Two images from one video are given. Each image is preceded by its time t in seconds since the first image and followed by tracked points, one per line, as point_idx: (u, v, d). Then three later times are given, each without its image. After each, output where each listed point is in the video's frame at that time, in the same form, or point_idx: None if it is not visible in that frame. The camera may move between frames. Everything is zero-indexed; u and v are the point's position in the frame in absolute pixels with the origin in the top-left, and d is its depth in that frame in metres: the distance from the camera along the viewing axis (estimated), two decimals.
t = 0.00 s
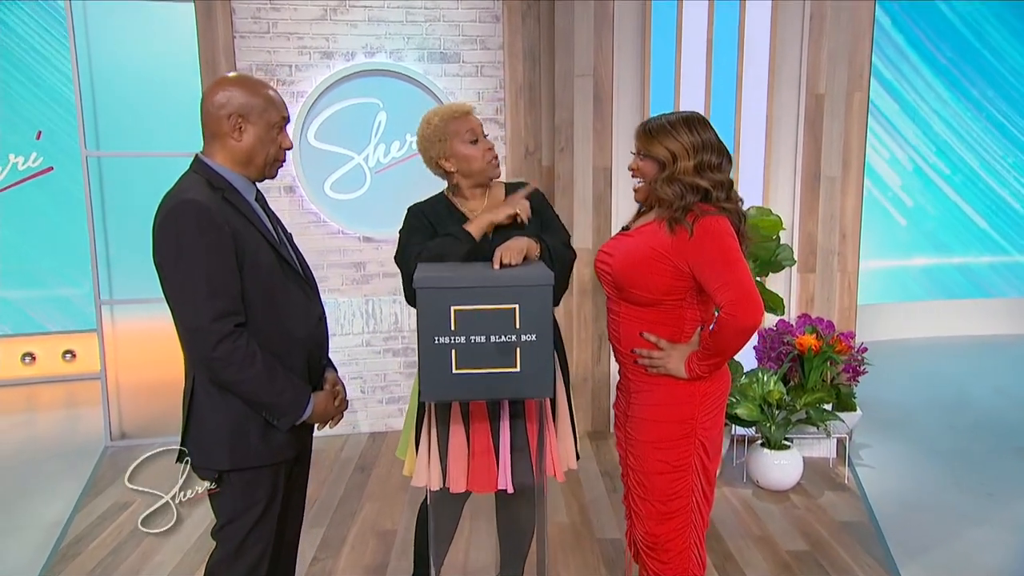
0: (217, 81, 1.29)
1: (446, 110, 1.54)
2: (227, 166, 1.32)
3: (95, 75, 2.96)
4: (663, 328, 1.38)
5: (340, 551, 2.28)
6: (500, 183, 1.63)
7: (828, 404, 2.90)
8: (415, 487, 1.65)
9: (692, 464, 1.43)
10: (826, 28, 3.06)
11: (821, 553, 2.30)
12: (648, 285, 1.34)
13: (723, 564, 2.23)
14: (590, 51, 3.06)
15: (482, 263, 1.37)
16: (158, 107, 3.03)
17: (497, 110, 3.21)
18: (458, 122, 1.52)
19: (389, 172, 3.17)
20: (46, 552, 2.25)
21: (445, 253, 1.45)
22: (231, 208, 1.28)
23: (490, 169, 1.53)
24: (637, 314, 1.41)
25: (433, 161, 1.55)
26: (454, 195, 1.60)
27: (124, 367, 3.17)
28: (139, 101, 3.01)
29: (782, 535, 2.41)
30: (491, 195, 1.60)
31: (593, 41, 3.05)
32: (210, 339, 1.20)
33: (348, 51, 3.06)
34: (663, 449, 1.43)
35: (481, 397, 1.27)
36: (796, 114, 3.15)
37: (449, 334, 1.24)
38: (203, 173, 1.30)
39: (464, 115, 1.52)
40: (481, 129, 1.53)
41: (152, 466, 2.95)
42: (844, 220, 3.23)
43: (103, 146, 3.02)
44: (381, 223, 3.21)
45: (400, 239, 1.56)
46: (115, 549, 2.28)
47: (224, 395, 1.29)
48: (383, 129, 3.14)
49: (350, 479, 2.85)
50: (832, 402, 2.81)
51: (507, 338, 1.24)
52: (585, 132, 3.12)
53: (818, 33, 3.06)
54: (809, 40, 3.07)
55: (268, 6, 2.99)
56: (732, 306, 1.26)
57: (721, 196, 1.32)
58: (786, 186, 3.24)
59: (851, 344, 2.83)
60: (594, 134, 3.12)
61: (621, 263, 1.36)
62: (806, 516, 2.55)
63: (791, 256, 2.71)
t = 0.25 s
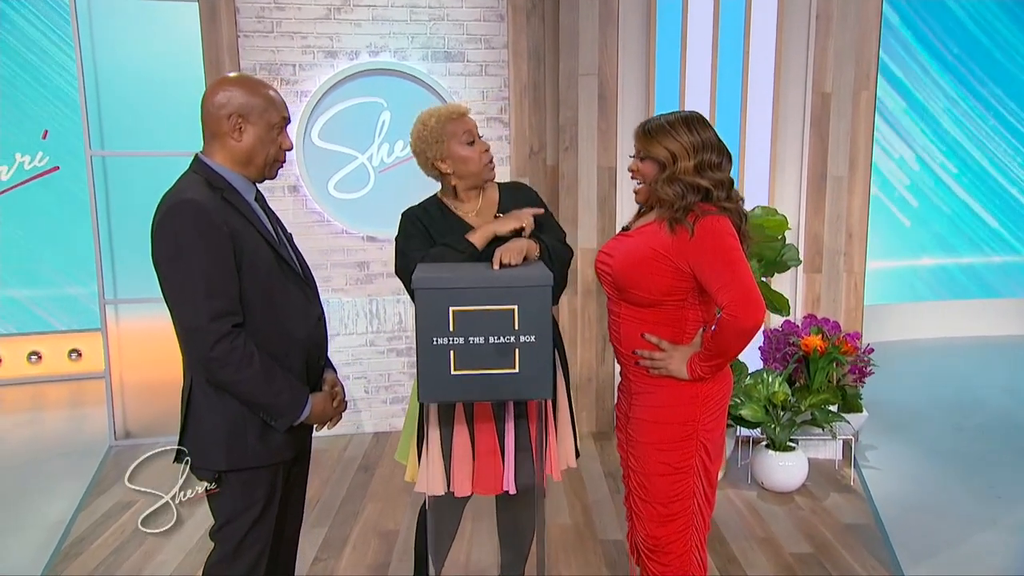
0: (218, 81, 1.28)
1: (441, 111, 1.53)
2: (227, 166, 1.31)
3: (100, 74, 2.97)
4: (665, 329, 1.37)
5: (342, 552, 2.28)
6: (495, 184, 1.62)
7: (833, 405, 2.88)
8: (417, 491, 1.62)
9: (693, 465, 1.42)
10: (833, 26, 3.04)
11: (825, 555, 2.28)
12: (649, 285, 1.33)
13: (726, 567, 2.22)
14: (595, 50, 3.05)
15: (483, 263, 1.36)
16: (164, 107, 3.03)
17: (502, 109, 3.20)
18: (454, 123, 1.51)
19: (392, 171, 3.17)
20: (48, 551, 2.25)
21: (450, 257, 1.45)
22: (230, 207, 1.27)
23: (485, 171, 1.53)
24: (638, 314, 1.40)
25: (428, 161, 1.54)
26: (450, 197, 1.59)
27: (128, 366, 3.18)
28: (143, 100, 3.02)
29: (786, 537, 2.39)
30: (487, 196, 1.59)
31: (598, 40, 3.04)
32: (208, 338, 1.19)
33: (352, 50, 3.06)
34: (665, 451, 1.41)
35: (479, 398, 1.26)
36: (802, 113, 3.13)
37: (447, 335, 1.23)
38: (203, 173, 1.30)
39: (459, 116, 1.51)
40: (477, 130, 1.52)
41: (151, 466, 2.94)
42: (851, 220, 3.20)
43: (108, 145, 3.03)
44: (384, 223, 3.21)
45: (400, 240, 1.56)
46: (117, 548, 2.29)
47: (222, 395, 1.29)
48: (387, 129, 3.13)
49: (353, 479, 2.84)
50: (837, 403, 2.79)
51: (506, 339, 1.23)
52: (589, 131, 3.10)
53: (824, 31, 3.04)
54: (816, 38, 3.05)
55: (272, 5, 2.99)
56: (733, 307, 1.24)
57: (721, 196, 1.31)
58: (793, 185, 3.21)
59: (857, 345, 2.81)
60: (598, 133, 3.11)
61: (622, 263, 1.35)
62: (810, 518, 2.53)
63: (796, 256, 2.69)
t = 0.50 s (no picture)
0: (218, 82, 1.28)
1: (443, 110, 1.52)
2: (227, 167, 1.31)
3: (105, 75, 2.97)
4: (666, 331, 1.36)
5: (344, 553, 2.27)
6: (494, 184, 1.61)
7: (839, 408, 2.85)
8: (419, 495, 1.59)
9: (695, 468, 1.41)
10: (840, 25, 3.01)
11: (830, 559, 2.26)
12: (650, 287, 1.32)
13: (730, 570, 2.20)
14: (600, 50, 3.03)
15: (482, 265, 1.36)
16: (169, 107, 3.04)
17: (506, 109, 3.19)
18: (455, 123, 1.50)
19: (396, 172, 3.16)
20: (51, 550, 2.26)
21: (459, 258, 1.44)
22: (228, 208, 1.27)
23: (484, 172, 1.52)
24: (639, 316, 1.38)
25: (427, 160, 1.53)
26: (448, 197, 1.58)
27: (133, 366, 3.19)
28: (147, 100, 3.02)
29: (790, 541, 2.37)
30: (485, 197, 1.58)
31: (603, 40, 3.03)
32: (206, 339, 1.19)
33: (356, 50, 3.06)
34: (667, 453, 1.40)
35: (478, 400, 1.25)
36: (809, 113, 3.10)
37: (446, 337, 1.22)
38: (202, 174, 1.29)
39: (461, 116, 1.50)
40: (478, 131, 1.51)
41: (151, 466, 2.95)
42: (858, 221, 3.17)
43: (113, 146, 3.04)
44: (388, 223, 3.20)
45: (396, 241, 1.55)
46: (120, 548, 2.29)
47: (220, 396, 1.28)
48: (391, 129, 3.12)
49: (356, 480, 2.84)
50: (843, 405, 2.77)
51: (504, 341, 1.22)
52: (594, 131, 3.09)
53: (832, 30, 3.01)
54: (822, 37, 3.02)
55: (277, 5, 2.99)
56: (736, 308, 1.23)
57: (722, 196, 1.30)
58: (799, 186, 3.19)
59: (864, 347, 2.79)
60: (603, 133, 3.09)
61: (623, 264, 1.33)
62: (815, 521, 2.51)
63: (802, 257, 2.66)
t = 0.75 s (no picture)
0: (218, 83, 1.28)
1: (445, 111, 1.51)
2: (226, 168, 1.31)
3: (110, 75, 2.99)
4: (667, 333, 1.35)
5: (346, 554, 2.27)
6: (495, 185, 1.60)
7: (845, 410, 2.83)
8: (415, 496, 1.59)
9: (697, 471, 1.40)
10: (847, 24, 2.99)
11: (834, 562, 2.24)
12: (651, 290, 1.31)
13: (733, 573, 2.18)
14: (604, 49, 3.02)
15: (481, 266, 1.35)
16: (174, 108, 3.04)
17: (511, 109, 3.18)
18: (456, 124, 1.49)
19: (400, 172, 3.16)
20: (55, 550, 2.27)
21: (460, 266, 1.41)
22: (228, 209, 1.27)
23: (483, 175, 1.51)
24: (640, 318, 1.37)
25: (427, 161, 1.52)
26: (447, 198, 1.57)
27: (138, 366, 3.20)
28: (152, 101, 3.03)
29: (795, 544, 2.35)
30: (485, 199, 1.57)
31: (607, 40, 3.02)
32: (204, 341, 1.19)
33: (360, 51, 3.06)
34: (668, 456, 1.39)
35: (477, 402, 1.24)
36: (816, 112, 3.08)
37: (444, 338, 1.22)
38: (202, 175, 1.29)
39: (462, 118, 1.49)
40: (479, 133, 1.50)
41: (151, 467, 2.96)
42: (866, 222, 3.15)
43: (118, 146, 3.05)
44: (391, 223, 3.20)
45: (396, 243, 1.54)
46: (123, 548, 2.29)
47: (219, 397, 1.28)
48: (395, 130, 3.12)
49: (360, 480, 2.84)
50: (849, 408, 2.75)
51: (503, 342, 1.22)
52: (598, 131, 3.08)
53: (838, 29, 2.99)
54: (829, 36, 3.00)
55: (281, 6, 2.99)
56: (737, 310, 1.22)
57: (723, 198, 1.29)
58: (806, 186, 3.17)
59: (870, 349, 2.77)
60: (608, 133, 3.08)
61: (624, 267, 1.32)
62: (820, 524, 2.49)
63: (808, 258, 2.63)
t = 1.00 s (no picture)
0: (217, 82, 1.28)
1: (446, 111, 1.51)
2: (225, 167, 1.31)
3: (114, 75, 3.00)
4: (668, 333, 1.34)
5: (346, 555, 2.27)
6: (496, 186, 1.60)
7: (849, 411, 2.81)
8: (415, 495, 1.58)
9: (697, 472, 1.39)
10: (852, 23, 2.97)
11: (836, 564, 2.23)
12: (652, 290, 1.30)
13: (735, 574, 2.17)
14: (608, 48, 3.01)
15: (481, 266, 1.35)
16: (177, 107, 3.05)
17: (514, 108, 3.18)
18: (457, 124, 1.49)
19: (403, 171, 3.16)
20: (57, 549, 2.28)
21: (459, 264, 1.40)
22: (227, 209, 1.26)
23: (483, 175, 1.50)
24: (640, 319, 1.36)
25: (427, 161, 1.52)
26: (448, 198, 1.57)
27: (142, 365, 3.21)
28: (155, 100, 3.04)
29: (797, 545, 2.34)
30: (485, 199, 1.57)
31: (611, 39, 3.01)
32: (202, 340, 1.19)
33: (363, 50, 3.06)
34: (668, 457, 1.38)
35: (475, 401, 1.24)
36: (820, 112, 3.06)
37: (443, 338, 1.21)
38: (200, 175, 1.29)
39: (463, 118, 1.49)
40: (480, 133, 1.50)
41: (151, 466, 2.97)
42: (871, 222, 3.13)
43: (121, 146, 3.06)
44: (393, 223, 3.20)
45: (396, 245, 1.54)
46: (124, 547, 2.30)
47: (217, 397, 1.28)
48: (398, 129, 3.11)
49: (361, 480, 2.84)
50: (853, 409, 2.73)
51: (501, 342, 1.21)
52: (601, 130, 3.06)
53: (843, 28, 2.97)
54: (833, 35, 2.98)
55: (285, 5, 2.99)
56: (738, 311, 1.22)
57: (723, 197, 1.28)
58: (810, 186, 3.15)
59: (875, 350, 2.75)
60: (611, 132, 3.07)
61: (624, 266, 1.32)
62: (823, 525, 2.48)
63: (812, 258, 2.62)
